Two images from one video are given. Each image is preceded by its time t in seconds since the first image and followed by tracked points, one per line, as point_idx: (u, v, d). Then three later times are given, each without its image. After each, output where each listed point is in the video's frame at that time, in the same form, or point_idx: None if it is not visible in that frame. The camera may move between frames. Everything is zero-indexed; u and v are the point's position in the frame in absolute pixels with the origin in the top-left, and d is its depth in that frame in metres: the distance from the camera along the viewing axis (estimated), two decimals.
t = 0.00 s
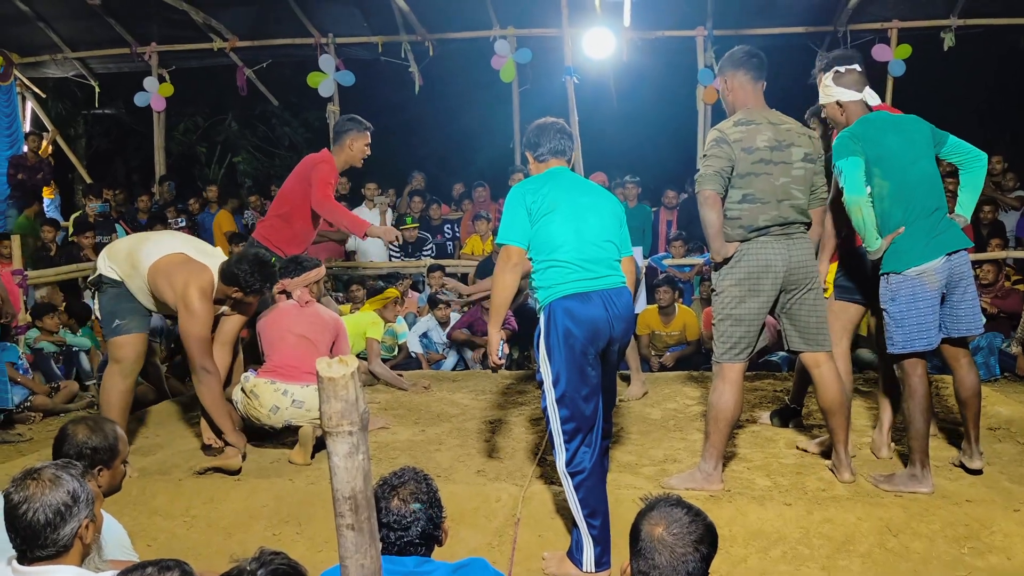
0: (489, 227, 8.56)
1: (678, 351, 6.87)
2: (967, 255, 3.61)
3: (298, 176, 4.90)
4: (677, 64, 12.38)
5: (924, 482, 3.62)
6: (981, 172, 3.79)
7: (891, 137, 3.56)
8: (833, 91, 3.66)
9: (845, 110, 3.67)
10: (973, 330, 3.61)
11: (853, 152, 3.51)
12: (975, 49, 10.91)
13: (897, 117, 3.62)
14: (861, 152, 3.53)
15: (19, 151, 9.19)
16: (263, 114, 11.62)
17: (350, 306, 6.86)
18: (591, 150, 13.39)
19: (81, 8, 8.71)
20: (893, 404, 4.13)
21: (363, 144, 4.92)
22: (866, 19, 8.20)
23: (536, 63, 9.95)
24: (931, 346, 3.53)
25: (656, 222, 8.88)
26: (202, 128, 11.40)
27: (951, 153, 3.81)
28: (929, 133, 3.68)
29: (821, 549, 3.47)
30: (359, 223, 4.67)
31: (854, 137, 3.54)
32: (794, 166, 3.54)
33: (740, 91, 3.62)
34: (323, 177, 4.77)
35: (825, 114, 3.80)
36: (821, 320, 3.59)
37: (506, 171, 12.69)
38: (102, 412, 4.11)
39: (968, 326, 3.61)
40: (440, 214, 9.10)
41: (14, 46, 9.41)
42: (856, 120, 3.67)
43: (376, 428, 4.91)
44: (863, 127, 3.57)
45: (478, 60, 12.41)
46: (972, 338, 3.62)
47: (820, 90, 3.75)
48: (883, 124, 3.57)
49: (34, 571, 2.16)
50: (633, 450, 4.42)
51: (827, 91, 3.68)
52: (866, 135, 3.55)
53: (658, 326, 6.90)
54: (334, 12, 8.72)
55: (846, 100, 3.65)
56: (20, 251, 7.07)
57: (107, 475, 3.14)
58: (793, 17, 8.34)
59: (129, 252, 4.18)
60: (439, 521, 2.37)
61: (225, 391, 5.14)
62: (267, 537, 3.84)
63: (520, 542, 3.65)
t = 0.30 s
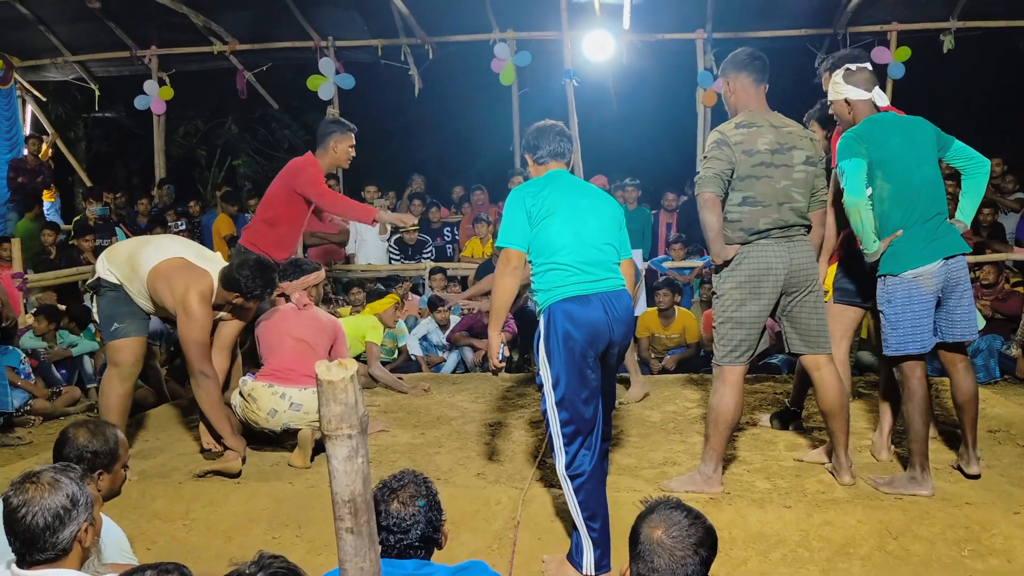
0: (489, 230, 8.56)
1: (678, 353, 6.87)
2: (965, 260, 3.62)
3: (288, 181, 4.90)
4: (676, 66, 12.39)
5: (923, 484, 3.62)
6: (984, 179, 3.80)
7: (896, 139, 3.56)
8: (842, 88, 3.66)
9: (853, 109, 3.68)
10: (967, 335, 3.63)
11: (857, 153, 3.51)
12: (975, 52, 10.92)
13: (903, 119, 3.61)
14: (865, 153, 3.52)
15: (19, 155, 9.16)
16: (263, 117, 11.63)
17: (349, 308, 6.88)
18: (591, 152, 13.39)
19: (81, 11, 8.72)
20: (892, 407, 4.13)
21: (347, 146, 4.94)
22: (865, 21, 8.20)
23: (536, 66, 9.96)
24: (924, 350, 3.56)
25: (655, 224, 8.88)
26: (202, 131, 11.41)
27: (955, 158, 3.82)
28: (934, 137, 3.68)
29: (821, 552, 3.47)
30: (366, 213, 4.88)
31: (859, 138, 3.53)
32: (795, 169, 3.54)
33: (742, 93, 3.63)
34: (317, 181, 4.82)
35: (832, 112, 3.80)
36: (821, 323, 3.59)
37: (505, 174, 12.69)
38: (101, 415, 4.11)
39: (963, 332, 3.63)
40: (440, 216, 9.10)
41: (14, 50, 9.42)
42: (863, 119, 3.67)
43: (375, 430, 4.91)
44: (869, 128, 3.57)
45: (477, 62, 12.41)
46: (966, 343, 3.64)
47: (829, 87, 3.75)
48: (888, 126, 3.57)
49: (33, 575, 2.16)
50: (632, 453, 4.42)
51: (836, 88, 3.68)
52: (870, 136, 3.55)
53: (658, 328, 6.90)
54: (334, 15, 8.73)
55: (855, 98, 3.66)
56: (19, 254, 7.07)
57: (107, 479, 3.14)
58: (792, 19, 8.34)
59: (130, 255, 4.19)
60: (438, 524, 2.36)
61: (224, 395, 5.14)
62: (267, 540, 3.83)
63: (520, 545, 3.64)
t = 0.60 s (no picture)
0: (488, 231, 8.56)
1: (677, 354, 6.86)
2: (963, 261, 3.62)
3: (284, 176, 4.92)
4: (675, 67, 12.41)
5: (922, 484, 3.62)
6: (980, 180, 3.80)
7: (895, 140, 3.56)
8: (845, 87, 3.66)
9: (854, 108, 3.68)
10: (965, 336, 3.60)
11: (858, 152, 3.51)
12: (973, 52, 10.92)
13: (903, 120, 3.62)
14: (866, 152, 3.53)
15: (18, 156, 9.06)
16: (261, 119, 11.62)
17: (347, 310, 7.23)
18: (590, 153, 13.40)
19: (79, 13, 8.71)
20: (891, 408, 4.13)
21: (335, 148, 4.93)
22: (863, 22, 8.20)
23: (535, 67, 9.96)
24: (921, 350, 3.55)
25: (655, 225, 8.88)
26: (200, 133, 11.40)
27: (953, 159, 3.82)
28: (933, 137, 3.68)
29: (820, 553, 3.47)
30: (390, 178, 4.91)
31: (859, 138, 3.54)
32: (795, 169, 3.55)
33: (742, 93, 3.64)
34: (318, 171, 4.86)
35: (833, 110, 3.80)
36: (821, 324, 3.59)
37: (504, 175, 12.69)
38: (99, 417, 4.11)
39: (961, 333, 3.61)
40: (439, 217, 9.10)
41: (12, 51, 9.41)
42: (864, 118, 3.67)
43: (374, 432, 4.91)
44: (869, 128, 3.58)
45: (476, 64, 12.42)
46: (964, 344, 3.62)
47: (831, 85, 3.75)
48: (888, 126, 3.58)
49: None
50: (632, 453, 4.42)
51: (839, 87, 3.68)
52: (871, 136, 3.55)
53: (656, 329, 6.90)
54: (333, 16, 8.73)
55: (857, 97, 3.65)
56: (18, 256, 7.07)
57: (105, 482, 3.13)
58: (791, 19, 8.35)
59: (129, 255, 4.19)
60: (437, 526, 2.36)
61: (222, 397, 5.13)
62: (265, 542, 3.82)
63: (519, 546, 3.64)
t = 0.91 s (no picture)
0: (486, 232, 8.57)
1: (675, 354, 6.86)
2: (964, 259, 3.63)
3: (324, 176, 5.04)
4: (672, 68, 12.42)
5: (919, 484, 3.62)
6: (973, 179, 3.81)
7: (892, 141, 3.59)
8: (837, 90, 3.67)
9: (847, 111, 3.69)
10: (968, 333, 3.63)
11: (855, 155, 3.54)
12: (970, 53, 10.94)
13: (896, 121, 3.63)
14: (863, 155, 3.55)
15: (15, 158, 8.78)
16: (259, 120, 11.60)
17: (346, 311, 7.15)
18: (588, 154, 13.40)
19: (76, 14, 8.71)
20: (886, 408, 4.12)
21: (368, 155, 5.00)
22: (860, 22, 8.22)
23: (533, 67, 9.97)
24: (929, 348, 3.54)
25: (653, 226, 8.90)
26: (198, 134, 11.39)
27: (945, 159, 3.83)
28: (926, 138, 3.70)
29: (817, 553, 3.46)
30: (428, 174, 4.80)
31: (857, 140, 3.57)
32: (792, 170, 3.55)
33: (739, 94, 3.65)
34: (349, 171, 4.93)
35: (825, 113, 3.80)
36: (817, 325, 3.60)
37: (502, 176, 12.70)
38: (95, 419, 4.10)
39: (965, 328, 3.63)
40: (437, 219, 9.10)
41: (10, 52, 9.41)
42: (857, 121, 3.69)
43: (372, 433, 4.91)
44: (863, 131, 3.60)
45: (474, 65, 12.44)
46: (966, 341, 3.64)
47: (822, 89, 3.76)
48: (882, 127, 3.60)
49: None
50: (629, 454, 4.43)
51: (830, 90, 3.69)
52: (867, 138, 3.58)
53: (654, 330, 6.91)
54: (330, 17, 8.73)
55: (849, 100, 3.66)
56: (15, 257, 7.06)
57: (102, 483, 3.13)
58: (788, 20, 8.37)
59: (125, 255, 4.18)
60: (434, 527, 2.36)
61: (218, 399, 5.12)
62: (262, 543, 3.81)
63: (517, 547, 3.63)
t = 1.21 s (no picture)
0: (483, 231, 8.57)
1: (672, 353, 6.87)
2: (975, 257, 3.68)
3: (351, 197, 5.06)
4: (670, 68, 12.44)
5: (917, 484, 3.63)
6: (976, 175, 3.82)
7: (906, 144, 3.59)
8: (847, 89, 3.66)
9: (856, 110, 3.68)
10: (978, 331, 3.66)
11: (870, 160, 3.55)
12: (968, 53, 10.96)
13: (905, 119, 3.64)
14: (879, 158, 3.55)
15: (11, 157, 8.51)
16: (256, 119, 11.56)
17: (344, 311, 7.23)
18: (586, 153, 13.42)
19: (73, 13, 8.70)
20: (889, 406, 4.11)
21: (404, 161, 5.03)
22: (857, 23, 8.24)
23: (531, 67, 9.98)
24: (947, 345, 3.53)
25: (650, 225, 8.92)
26: (195, 132, 11.38)
27: (949, 157, 3.83)
28: (933, 136, 3.72)
29: (815, 552, 3.46)
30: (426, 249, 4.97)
31: (875, 145, 3.57)
32: (783, 166, 3.54)
33: (735, 92, 3.65)
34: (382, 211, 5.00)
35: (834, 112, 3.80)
36: (816, 324, 3.60)
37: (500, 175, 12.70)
38: (91, 418, 4.09)
39: (976, 328, 3.66)
40: (435, 218, 9.10)
41: (6, 51, 9.39)
42: (867, 121, 3.68)
43: (370, 432, 4.91)
44: (876, 132, 3.59)
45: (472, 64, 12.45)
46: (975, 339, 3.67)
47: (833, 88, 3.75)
48: (894, 127, 3.60)
49: None
50: (626, 453, 4.43)
51: (841, 88, 3.68)
52: (881, 140, 3.57)
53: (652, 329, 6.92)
54: (328, 16, 8.73)
55: (858, 100, 3.66)
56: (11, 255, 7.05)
57: (98, 481, 3.12)
58: (785, 20, 8.39)
59: (118, 256, 4.20)
60: (431, 525, 2.35)
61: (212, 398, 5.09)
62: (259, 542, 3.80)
63: (514, 545, 3.63)
